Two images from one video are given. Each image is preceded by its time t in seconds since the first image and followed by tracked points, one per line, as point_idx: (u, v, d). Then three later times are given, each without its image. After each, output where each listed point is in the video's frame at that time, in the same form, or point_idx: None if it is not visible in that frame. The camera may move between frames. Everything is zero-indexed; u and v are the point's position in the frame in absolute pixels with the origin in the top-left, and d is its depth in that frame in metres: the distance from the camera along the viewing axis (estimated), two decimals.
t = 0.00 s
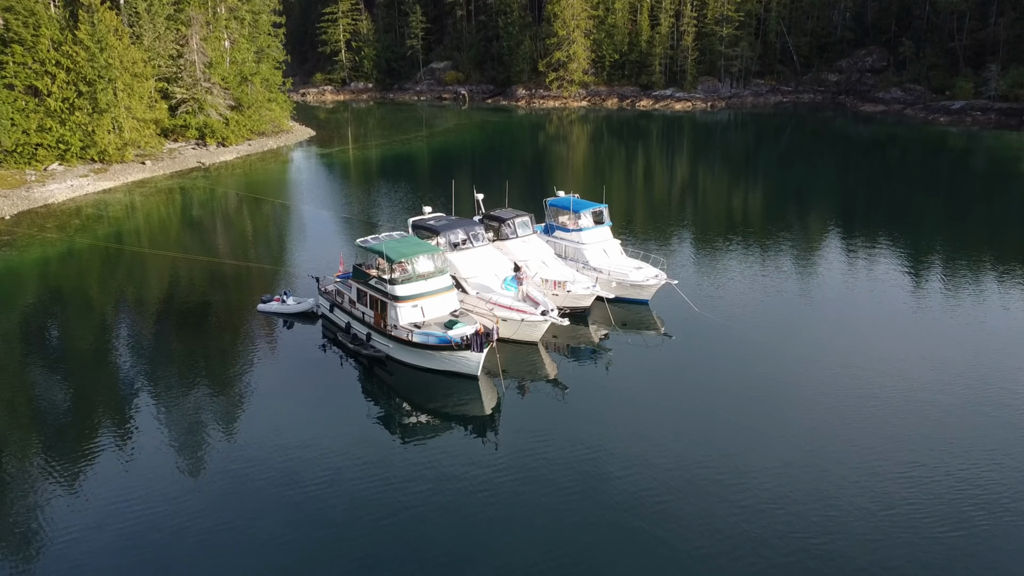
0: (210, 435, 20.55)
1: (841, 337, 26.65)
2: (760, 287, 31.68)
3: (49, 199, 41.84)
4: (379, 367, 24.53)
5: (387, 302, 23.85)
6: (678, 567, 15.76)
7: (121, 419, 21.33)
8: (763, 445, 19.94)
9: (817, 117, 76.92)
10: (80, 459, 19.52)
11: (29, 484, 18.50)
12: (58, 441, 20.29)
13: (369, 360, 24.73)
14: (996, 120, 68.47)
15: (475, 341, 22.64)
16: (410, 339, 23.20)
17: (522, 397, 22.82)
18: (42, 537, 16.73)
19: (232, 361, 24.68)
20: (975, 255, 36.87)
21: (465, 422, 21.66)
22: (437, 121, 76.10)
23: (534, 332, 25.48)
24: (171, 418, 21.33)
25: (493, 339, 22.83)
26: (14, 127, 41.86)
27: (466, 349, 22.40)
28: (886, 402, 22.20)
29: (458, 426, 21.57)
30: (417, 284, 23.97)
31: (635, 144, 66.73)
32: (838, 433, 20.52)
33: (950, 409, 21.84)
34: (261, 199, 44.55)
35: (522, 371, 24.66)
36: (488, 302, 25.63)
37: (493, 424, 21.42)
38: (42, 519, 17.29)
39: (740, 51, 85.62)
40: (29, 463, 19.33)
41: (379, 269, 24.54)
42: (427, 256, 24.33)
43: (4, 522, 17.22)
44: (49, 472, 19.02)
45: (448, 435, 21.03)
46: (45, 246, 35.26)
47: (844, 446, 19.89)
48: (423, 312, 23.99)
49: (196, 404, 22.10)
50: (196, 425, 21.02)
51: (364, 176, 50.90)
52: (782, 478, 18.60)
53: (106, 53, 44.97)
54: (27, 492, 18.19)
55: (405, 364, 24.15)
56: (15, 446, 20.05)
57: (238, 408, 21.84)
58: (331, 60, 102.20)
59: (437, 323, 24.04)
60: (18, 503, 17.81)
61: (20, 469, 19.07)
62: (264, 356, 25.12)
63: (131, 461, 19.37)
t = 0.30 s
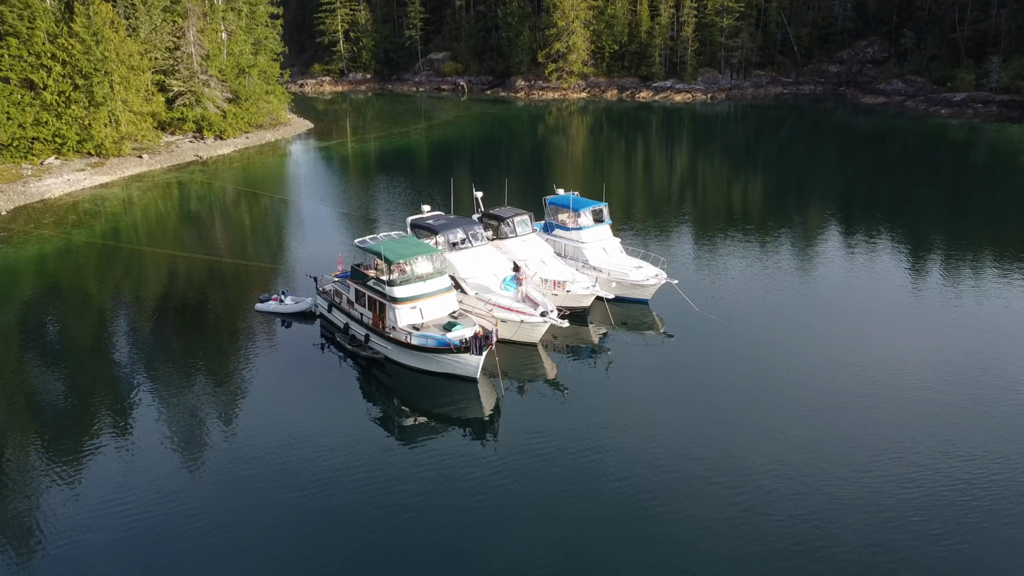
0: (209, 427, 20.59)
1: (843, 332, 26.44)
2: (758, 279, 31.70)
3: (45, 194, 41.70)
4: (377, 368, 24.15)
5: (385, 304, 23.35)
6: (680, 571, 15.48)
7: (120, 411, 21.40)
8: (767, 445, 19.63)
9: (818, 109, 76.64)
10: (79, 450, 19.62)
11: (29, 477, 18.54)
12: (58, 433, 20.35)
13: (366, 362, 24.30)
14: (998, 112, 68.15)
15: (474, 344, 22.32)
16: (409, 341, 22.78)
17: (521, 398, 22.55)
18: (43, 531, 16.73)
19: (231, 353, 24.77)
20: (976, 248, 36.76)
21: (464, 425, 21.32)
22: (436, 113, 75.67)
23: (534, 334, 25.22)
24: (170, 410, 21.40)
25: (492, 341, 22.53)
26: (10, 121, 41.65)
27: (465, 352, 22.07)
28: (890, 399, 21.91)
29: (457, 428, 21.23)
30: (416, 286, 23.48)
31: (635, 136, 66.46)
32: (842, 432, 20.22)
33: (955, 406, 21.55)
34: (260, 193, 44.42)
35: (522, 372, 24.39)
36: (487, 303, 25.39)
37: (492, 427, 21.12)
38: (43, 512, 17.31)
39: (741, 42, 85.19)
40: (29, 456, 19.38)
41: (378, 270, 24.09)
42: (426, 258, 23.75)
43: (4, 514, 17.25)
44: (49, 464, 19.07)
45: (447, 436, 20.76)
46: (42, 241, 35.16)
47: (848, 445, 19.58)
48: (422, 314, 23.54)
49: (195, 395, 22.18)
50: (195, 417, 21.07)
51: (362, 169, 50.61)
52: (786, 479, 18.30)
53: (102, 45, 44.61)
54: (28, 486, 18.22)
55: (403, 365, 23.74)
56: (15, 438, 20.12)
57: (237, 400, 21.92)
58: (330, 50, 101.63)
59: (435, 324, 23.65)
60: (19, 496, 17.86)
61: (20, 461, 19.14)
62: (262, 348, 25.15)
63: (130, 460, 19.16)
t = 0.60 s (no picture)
0: (208, 419, 20.53)
1: (845, 325, 26.17)
2: (759, 270, 31.57)
3: (42, 188, 41.54)
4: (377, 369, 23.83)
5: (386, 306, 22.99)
6: (683, 573, 15.20)
7: (119, 403, 21.35)
8: (771, 443, 19.31)
9: (819, 101, 76.27)
10: (79, 442, 19.57)
11: (28, 469, 18.48)
12: (57, 425, 20.30)
13: (366, 364, 23.97)
14: (1000, 104, 67.78)
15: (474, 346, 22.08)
16: (409, 344, 22.49)
17: (521, 398, 22.31)
18: (42, 525, 16.65)
19: (230, 345, 24.74)
20: (977, 240, 36.60)
21: (465, 428, 21.00)
22: (435, 105, 75.24)
23: (535, 334, 25.01)
24: (169, 401, 21.38)
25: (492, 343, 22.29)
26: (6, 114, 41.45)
27: (465, 355, 21.84)
28: (895, 394, 21.62)
29: (458, 431, 20.92)
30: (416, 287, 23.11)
31: (635, 127, 66.16)
32: (848, 428, 19.89)
33: (960, 402, 21.28)
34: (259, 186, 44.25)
35: (522, 373, 24.19)
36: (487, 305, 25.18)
37: (494, 430, 20.70)
38: (43, 506, 17.23)
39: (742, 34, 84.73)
40: (28, 447, 19.33)
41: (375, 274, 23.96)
42: (426, 260, 23.44)
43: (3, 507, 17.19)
44: (48, 456, 19.03)
45: (447, 438, 20.48)
46: (40, 236, 34.99)
47: (853, 442, 19.30)
48: (422, 316, 23.19)
49: (194, 386, 22.14)
50: (194, 409, 21.03)
51: (362, 163, 50.32)
52: (791, 477, 18.00)
53: (99, 38, 44.28)
54: (26, 478, 18.16)
55: (404, 367, 23.43)
56: (15, 430, 20.09)
57: (237, 391, 21.88)
58: (328, 41, 101.05)
59: (436, 326, 23.32)
60: (19, 488, 17.82)
61: (20, 453, 19.08)
62: (261, 341, 25.06)
63: (129, 458, 18.89)
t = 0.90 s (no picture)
0: (208, 413, 20.51)
1: (846, 318, 26.08)
2: (760, 262, 31.45)
3: (41, 182, 41.39)
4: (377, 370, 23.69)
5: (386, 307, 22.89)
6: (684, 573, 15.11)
7: (120, 396, 21.35)
8: (773, 442, 19.20)
9: (821, 92, 75.84)
10: (79, 435, 19.59)
11: (29, 462, 18.50)
12: (57, 419, 20.31)
13: (366, 364, 23.82)
14: (1003, 96, 67.40)
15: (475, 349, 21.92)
16: (409, 345, 22.41)
17: (522, 399, 22.16)
18: (43, 519, 16.65)
19: (231, 338, 24.74)
20: (979, 233, 36.45)
21: (466, 430, 20.80)
22: (435, 96, 74.81)
23: (536, 335, 24.89)
24: (169, 394, 21.37)
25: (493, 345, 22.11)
26: (4, 107, 41.23)
27: (466, 358, 21.71)
28: (898, 391, 21.47)
29: (458, 433, 20.73)
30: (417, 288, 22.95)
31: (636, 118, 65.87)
32: (851, 427, 19.76)
33: (962, 399, 21.14)
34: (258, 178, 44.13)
35: (523, 373, 24.02)
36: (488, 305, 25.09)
37: (495, 431, 20.50)
38: (43, 500, 17.24)
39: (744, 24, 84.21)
40: (28, 440, 19.33)
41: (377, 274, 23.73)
42: (428, 261, 23.42)
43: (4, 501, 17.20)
44: (49, 449, 19.05)
45: (447, 438, 20.32)
46: (39, 231, 34.88)
47: (856, 441, 19.18)
48: (423, 317, 23.04)
49: (195, 380, 22.16)
50: (195, 402, 21.03)
51: (361, 156, 50.06)
52: (793, 476, 17.89)
53: (97, 31, 44.00)
54: (27, 471, 18.17)
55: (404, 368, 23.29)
56: (15, 423, 20.09)
57: (237, 385, 21.89)
58: (328, 31, 100.45)
59: (437, 327, 23.17)
60: (20, 481, 17.84)
61: (21, 446, 19.09)
62: (261, 336, 25.00)
63: (129, 455, 18.76)
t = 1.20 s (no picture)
0: (209, 409, 20.49)
1: (846, 312, 26.02)
2: (761, 256, 31.33)
3: (40, 177, 41.28)
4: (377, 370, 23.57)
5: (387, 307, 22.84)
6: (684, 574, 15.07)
7: (121, 392, 21.34)
8: (775, 440, 19.09)
9: (823, 83, 75.47)
10: (80, 431, 19.58)
11: (30, 459, 18.50)
12: (58, 414, 20.30)
13: (366, 364, 23.71)
14: (1006, 88, 67.07)
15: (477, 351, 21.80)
16: (410, 347, 22.31)
17: (523, 399, 22.04)
18: (43, 516, 16.66)
19: (231, 333, 24.72)
20: (981, 226, 36.33)
21: (467, 431, 20.63)
22: (436, 87, 74.43)
23: (537, 336, 24.78)
24: (170, 389, 21.34)
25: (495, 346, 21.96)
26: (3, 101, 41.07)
27: (467, 359, 21.58)
28: (901, 388, 21.38)
29: (459, 434, 20.58)
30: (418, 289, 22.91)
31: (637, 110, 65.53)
32: (855, 426, 19.65)
33: (965, 396, 21.03)
34: (258, 172, 43.96)
35: (524, 374, 23.88)
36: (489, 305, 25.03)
37: (496, 432, 20.37)
38: (44, 497, 17.24)
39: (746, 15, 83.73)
40: (29, 436, 19.33)
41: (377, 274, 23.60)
42: (429, 263, 23.34)
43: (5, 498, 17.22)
44: (50, 445, 19.06)
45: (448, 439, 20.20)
46: (38, 225, 34.80)
47: (858, 440, 19.07)
48: (424, 318, 22.97)
49: (195, 375, 22.14)
50: (196, 398, 21.01)
51: (362, 149, 49.78)
52: (796, 476, 17.79)
53: (95, 23, 43.80)
54: (28, 467, 18.18)
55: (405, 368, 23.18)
56: (16, 419, 20.09)
57: (237, 381, 21.85)
58: (327, 22, 99.95)
59: (438, 328, 23.07)
60: (20, 477, 17.84)
61: (22, 442, 19.09)
62: (262, 332, 24.94)
63: (130, 454, 18.70)
